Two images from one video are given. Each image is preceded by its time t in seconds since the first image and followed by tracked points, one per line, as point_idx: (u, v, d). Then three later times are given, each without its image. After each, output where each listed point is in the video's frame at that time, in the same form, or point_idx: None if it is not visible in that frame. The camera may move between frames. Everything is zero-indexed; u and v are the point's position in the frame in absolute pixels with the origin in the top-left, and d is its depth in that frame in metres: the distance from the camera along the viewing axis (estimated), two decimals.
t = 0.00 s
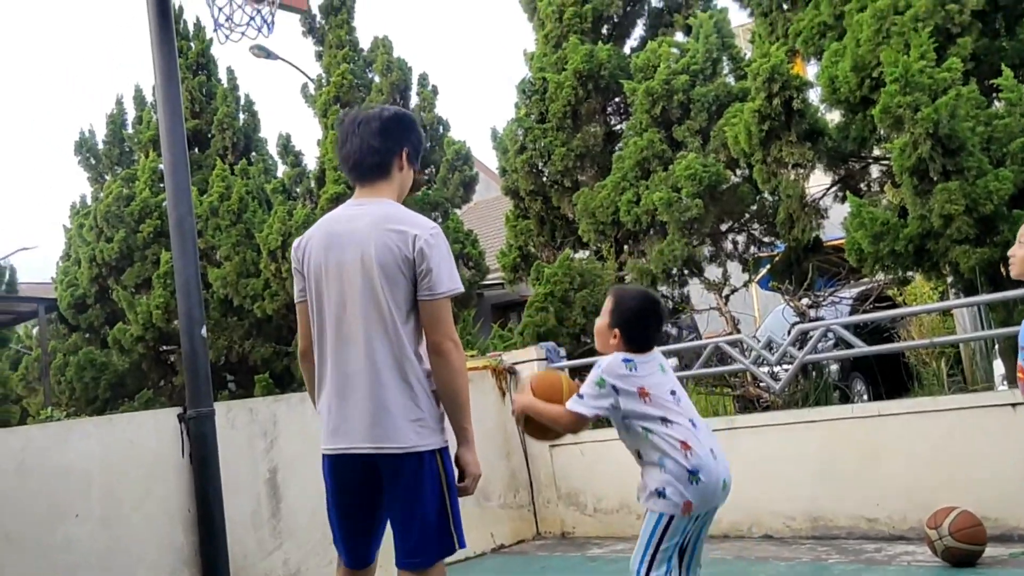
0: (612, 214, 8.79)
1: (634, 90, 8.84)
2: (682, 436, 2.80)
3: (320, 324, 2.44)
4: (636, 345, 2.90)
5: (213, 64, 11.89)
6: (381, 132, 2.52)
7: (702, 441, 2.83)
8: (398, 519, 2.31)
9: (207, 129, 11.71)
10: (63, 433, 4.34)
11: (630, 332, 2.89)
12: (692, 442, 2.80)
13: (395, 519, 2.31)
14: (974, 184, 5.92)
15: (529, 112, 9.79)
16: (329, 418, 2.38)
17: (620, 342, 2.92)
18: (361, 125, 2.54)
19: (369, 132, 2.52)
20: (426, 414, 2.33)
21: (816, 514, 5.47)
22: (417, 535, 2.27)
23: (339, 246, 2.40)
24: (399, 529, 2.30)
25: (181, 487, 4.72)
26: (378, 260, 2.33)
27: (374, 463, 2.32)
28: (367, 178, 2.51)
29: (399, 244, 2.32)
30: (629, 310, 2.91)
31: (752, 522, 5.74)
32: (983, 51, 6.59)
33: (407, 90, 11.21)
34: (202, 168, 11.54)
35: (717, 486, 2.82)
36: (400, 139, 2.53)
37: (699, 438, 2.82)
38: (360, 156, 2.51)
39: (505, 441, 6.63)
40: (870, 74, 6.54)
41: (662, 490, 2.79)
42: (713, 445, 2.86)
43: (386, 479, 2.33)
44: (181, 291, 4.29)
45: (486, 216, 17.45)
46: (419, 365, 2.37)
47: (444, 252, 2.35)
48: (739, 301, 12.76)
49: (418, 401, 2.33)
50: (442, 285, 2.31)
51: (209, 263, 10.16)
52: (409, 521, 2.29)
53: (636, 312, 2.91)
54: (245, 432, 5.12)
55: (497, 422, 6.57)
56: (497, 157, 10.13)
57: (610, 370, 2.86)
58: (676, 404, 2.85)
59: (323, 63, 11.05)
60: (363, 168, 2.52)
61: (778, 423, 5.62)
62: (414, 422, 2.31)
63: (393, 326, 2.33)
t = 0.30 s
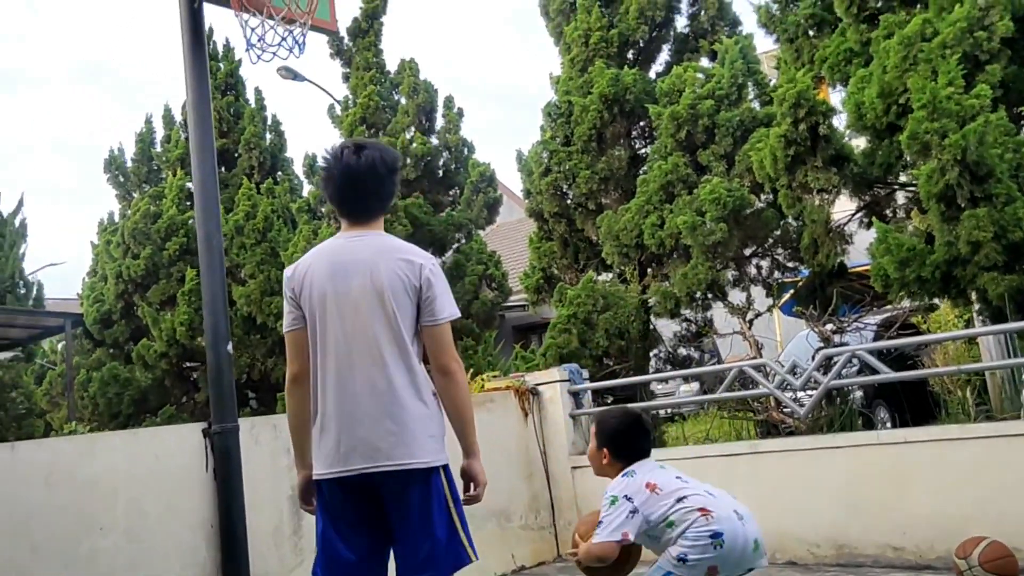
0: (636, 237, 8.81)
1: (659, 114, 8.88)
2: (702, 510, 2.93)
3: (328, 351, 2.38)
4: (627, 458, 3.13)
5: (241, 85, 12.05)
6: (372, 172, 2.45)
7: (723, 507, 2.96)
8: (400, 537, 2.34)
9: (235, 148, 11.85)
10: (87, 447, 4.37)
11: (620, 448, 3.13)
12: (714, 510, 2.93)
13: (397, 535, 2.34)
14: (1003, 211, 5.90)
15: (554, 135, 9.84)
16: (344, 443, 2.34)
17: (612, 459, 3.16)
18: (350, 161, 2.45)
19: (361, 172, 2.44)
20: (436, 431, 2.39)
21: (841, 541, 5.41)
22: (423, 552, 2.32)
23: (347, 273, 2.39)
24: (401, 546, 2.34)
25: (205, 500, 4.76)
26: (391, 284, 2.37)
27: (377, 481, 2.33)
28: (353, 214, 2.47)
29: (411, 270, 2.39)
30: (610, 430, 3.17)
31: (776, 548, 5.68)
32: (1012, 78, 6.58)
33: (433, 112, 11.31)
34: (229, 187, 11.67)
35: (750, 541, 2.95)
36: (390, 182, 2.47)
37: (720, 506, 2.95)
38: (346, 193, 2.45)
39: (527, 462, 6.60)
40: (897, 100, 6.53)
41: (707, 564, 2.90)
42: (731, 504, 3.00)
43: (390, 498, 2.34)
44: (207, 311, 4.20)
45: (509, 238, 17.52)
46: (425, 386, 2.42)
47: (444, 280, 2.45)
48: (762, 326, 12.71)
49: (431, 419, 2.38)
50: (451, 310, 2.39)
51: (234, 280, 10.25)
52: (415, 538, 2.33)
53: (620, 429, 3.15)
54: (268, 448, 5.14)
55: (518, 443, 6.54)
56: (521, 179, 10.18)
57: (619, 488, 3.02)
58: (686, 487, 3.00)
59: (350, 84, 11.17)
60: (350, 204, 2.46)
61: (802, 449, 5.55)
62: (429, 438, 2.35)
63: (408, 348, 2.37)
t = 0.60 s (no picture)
0: (647, 246, 8.79)
1: (670, 123, 8.88)
2: (686, 522, 2.96)
3: (319, 365, 2.41)
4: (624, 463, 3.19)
5: (254, 93, 12.10)
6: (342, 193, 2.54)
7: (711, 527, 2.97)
8: (379, 539, 2.44)
9: (247, 155, 11.88)
10: (99, 453, 4.40)
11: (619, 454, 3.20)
12: (700, 526, 2.94)
13: (377, 538, 2.44)
14: (1017, 222, 5.86)
15: (565, 143, 9.84)
16: (338, 455, 2.38)
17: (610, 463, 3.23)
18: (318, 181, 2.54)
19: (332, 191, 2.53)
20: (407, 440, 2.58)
21: (852, 554, 5.35)
22: (402, 552, 2.46)
23: (339, 290, 2.46)
24: (380, 549, 2.45)
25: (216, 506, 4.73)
26: (381, 304, 2.51)
27: (357, 487, 2.41)
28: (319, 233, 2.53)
29: (395, 291, 2.57)
30: (613, 435, 3.23)
31: (786, 560, 5.61)
32: None
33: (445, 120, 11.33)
34: (241, 194, 11.70)
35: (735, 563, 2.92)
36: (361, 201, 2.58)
37: (708, 523, 2.96)
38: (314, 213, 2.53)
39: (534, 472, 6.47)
40: (910, 110, 6.49)
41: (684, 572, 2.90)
42: (723, 524, 3.00)
43: (368, 503, 2.43)
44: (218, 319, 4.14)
45: (519, 246, 17.52)
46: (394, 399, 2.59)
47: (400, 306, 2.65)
48: (773, 336, 12.65)
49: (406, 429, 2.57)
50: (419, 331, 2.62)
51: (245, 287, 10.27)
52: (395, 540, 2.45)
53: (622, 436, 3.21)
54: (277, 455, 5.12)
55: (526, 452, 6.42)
56: (532, 187, 10.17)
57: (611, 488, 3.11)
58: (677, 501, 3.04)
59: (362, 93, 11.20)
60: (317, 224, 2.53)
61: (814, 460, 5.49)
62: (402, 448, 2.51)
63: (391, 364, 2.52)
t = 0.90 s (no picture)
0: (656, 247, 8.78)
1: (680, 125, 8.88)
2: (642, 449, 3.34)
3: (322, 363, 2.50)
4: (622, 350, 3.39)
5: (264, 94, 12.13)
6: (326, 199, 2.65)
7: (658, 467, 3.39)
8: (373, 538, 2.56)
9: (257, 156, 11.92)
10: (105, 457, 4.42)
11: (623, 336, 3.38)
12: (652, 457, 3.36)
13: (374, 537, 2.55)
14: None
15: (573, 145, 9.82)
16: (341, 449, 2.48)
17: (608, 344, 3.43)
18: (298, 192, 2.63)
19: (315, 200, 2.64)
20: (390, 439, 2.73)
21: (861, 557, 5.34)
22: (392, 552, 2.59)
23: (337, 295, 2.57)
24: (374, 548, 2.56)
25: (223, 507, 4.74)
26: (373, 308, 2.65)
27: (360, 486, 2.51)
28: (307, 241, 2.62)
29: (383, 298, 2.72)
30: (624, 323, 3.38)
31: (795, 563, 5.58)
32: None
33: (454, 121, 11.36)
34: (251, 195, 11.74)
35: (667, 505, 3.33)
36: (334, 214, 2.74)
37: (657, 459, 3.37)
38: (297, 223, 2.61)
39: (541, 473, 6.35)
40: (920, 112, 6.47)
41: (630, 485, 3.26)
42: (654, 452, 3.40)
43: (368, 503, 2.54)
44: (228, 320, 4.11)
45: (528, 247, 17.53)
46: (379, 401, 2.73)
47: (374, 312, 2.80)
48: (782, 337, 12.63)
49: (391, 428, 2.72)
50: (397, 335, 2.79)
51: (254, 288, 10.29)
52: (388, 540, 2.58)
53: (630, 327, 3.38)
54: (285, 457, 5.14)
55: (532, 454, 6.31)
56: (541, 189, 10.16)
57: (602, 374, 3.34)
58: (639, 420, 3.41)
59: (371, 94, 11.21)
60: (299, 235, 2.62)
61: (822, 463, 5.46)
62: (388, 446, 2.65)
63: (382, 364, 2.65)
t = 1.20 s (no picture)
0: (658, 245, 8.79)
1: (682, 122, 8.88)
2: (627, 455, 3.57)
3: (310, 369, 2.58)
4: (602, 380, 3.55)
5: (267, 92, 12.15)
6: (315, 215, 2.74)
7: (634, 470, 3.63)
8: (358, 537, 2.66)
9: (260, 154, 11.94)
10: (109, 454, 4.42)
11: (609, 365, 3.54)
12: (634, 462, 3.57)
13: (358, 536, 2.66)
14: None
15: (577, 143, 9.85)
16: (331, 452, 2.57)
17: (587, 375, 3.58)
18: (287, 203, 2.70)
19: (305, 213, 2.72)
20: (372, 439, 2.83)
21: (864, 554, 5.35)
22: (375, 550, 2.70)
23: (321, 304, 2.65)
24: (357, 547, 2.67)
25: (227, 504, 4.74)
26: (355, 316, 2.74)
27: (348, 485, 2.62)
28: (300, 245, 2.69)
29: (364, 305, 2.80)
30: (595, 350, 3.55)
31: (798, 560, 5.58)
32: None
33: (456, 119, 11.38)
34: (254, 193, 11.77)
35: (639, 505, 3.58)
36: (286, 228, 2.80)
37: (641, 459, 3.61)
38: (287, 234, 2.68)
39: (546, 470, 6.40)
40: (923, 109, 6.48)
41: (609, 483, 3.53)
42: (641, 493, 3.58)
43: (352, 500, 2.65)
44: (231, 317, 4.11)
45: (531, 245, 17.54)
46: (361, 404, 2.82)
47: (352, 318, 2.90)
48: (785, 335, 12.64)
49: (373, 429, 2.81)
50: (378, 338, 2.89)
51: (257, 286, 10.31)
52: (371, 538, 2.69)
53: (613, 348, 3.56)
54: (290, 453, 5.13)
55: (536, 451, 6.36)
56: (543, 186, 10.17)
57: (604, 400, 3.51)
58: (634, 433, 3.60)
59: (374, 92, 11.22)
60: (281, 250, 2.68)
61: (827, 460, 5.47)
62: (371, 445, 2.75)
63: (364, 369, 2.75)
